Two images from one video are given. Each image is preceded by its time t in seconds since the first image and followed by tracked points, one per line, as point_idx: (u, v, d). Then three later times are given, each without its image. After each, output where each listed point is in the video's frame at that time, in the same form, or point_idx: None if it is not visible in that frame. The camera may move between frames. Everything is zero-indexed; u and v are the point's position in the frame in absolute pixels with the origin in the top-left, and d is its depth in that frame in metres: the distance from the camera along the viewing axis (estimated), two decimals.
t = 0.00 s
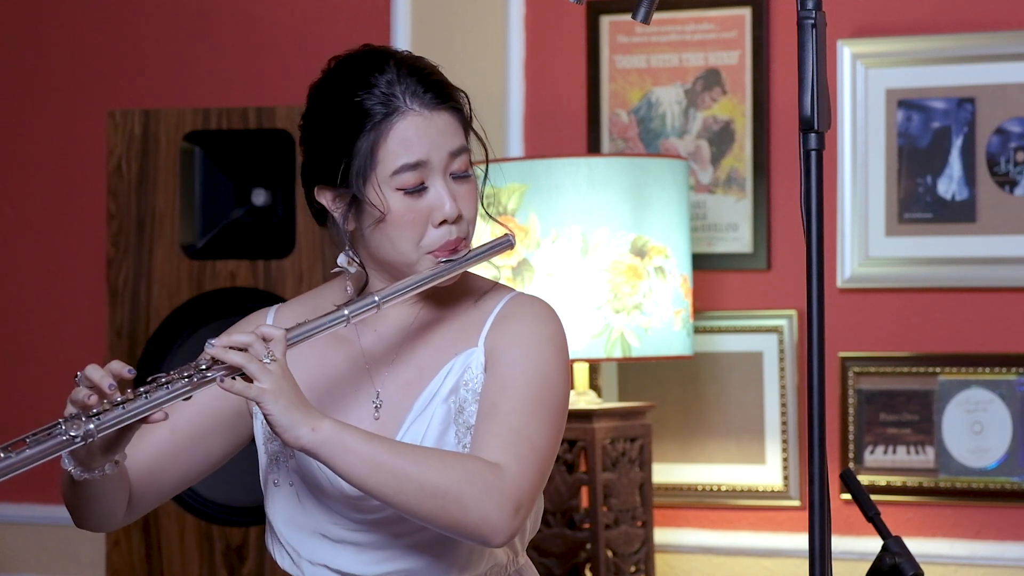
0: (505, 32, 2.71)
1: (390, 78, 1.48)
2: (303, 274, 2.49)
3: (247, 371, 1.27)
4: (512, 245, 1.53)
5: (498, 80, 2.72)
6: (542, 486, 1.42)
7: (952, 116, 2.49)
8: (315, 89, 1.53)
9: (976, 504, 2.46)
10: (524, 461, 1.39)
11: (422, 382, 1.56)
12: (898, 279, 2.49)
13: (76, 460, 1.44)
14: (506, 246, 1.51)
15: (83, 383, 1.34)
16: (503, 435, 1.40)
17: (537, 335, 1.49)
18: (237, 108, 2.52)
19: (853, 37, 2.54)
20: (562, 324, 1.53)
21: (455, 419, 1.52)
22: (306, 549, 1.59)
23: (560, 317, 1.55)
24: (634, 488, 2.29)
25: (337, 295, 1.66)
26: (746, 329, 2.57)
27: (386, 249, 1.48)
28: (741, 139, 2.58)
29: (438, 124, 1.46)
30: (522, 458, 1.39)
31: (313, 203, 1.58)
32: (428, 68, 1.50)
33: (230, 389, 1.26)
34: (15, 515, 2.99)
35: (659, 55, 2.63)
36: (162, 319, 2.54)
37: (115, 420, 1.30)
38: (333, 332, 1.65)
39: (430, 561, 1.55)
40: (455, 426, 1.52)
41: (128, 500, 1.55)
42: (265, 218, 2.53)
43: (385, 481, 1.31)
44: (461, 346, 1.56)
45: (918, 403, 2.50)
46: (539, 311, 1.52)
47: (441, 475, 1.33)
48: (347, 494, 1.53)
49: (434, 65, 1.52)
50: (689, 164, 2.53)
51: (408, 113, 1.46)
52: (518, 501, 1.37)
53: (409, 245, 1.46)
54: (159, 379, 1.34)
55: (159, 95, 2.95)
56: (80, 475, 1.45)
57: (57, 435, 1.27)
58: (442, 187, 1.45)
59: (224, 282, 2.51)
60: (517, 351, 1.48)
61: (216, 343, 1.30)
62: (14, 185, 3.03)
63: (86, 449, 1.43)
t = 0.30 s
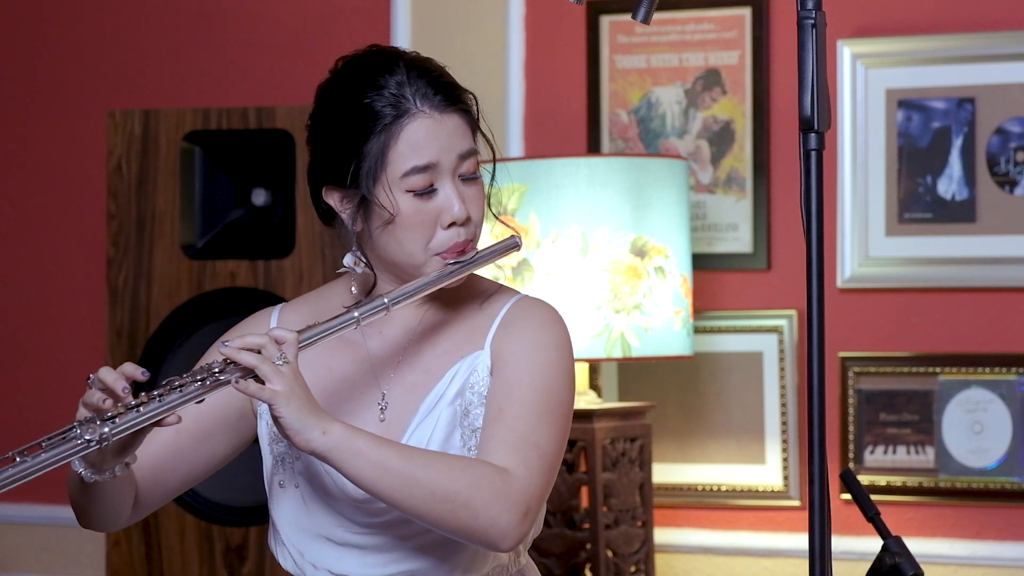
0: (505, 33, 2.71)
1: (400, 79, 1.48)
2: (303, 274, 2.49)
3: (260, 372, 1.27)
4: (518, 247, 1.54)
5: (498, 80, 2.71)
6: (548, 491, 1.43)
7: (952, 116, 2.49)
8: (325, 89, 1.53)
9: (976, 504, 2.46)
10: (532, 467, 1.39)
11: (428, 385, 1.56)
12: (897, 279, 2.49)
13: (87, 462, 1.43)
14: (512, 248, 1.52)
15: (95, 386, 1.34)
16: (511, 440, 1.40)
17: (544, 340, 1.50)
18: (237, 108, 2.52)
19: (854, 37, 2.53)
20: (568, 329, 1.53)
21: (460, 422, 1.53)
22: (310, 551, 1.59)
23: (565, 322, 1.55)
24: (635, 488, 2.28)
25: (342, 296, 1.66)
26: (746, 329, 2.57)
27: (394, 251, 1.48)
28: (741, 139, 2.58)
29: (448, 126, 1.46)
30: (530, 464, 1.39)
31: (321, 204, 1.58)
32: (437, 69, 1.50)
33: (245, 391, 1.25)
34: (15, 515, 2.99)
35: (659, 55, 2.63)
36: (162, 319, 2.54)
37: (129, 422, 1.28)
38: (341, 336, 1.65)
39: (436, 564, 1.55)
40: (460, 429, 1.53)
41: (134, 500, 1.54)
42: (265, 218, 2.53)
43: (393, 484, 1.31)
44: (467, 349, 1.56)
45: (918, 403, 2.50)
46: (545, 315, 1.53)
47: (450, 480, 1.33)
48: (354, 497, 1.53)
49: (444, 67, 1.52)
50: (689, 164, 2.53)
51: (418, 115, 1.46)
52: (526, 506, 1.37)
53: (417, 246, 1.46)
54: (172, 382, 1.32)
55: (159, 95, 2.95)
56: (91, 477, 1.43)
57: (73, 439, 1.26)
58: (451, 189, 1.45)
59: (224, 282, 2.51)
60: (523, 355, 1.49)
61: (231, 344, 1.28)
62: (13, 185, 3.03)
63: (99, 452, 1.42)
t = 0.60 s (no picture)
0: (505, 33, 2.72)
1: (409, 78, 1.48)
2: (303, 274, 2.48)
3: (274, 373, 1.26)
4: (527, 247, 1.53)
5: (498, 80, 2.72)
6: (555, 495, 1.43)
7: (952, 115, 2.49)
8: (334, 90, 1.53)
9: (976, 504, 2.46)
10: (540, 471, 1.40)
11: (435, 387, 1.56)
12: (897, 279, 2.49)
13: (99, 462, 1.41)
14: (520, 248, 1.51)
15: (107, 385, 1.35)
16: (520, 444, 1.41)
17: (552, 344, 1.50)
18: (237, 108, 2.51)
19: (854, 37, 2.54)
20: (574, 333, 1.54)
21: (467, 424, 1.53)
22: (313, 551, 1.59)
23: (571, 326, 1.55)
24: (634, 488, 2.28)
25: (351, 298, 1.66)
26: (746, 329, 2.57)
27: (403, 251, 1.47)
28: (741, 139, 2.58)
29: (456, 126, 1.47)
30: (539, 468, 1.40)
31: (330, 205, 1.58)
32: (445, 70, 1.50)
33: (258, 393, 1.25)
34: (15, 515, 2.99)
35: (659, 55, 2.63)
36: (162, 319, 2.54)
37: (145, 424, 1.28)
38: (348, 337, 1.65)
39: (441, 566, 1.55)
40: (467, 431, 1.53)
41: (141, 497, 1.54)
42: (265, 218, 2.53)
43: (404, 487, 1.31)
44: (475, 352, 1.56)
45: (917, 403, 2.50)
46: (553, 320, 1.53)
47: (460, 484, 1.33)
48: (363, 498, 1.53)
49: (451, 67, 1.53)
50: (689, 164, 2.53)
51: (427, 114, 1.46)
52: (535, 511, 1.38)
53: (426, 245, 1.46)
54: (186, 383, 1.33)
55: (160, 95, 2.95)
56: (102, 476, 1.42)
57: (88, 440, 1.26)
58: (460, 188, 1.45)
59: (224, 282, 2.51)
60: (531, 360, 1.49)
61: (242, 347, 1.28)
62: (14, 184, 3.03)
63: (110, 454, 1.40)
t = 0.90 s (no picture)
0: (505, 33, 2.72)
1: (422, 81, 1.48)
2: (303, 275, 2.48)
3: (291, 381, 1.25)
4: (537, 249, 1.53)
5: (498, 80, 2.72)
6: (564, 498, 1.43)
7: (952, 115, 2.49)
8: (347, 91, 1.53)
9: (976, 504, 2.46)
10: (550, 476, 1.40)
11: (443, 389, 1.56)
12: (897, 279, 2.49)
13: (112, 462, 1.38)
14: (531, 251, 1.51)
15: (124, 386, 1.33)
16: (530, 449, 1.40)
17: (561, 349, 1.49)
18: (237, 108, 2.51)
19: (853, 37, 2.54)
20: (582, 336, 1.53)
21: (474, 427, 1.53)
22: (317, 551, 1.59)
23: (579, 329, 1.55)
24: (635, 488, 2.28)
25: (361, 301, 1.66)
26: (746, 329, 2.57)
27: (414, 254, 1.48)
28: (741, 139, 2.58)
29: (469, 130, 1.46)
30: (549, 474, 1.40)
31: (341, 206, 1.58)
32: (459, 73, 1.50)
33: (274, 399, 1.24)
34: (15, 515, 2.99)
35: (659, 55, 2.63)
36: (162, 319, 2.54)
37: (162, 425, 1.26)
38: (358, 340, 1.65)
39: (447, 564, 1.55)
40: (474, 434, 1.53)
41: (147, 495, 1.54)
42: (264, 218, 2.53)
43: (417, 492, 1.31)
44: (483, 355, 1.55)
45: (918, 403, 2.50)
46: (562, 324, 1.52)
47: (472, 488, 1.33)
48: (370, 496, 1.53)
49: (464, 70, 1.52)
50: (689, 164, 2.53)
51: (441, 118, 1.46)
52: (545, 516, 1.38)
53: (437, 248, 1.46)
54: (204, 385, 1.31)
55: (160, 95, 2.95)
56: (116, 477, 1.39)
57: (108, 441, 1.24)
58: (472, 192, 1.45)
59: (224, 282, 2.50)
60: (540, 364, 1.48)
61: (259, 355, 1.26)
62: (14, 185, 3.03)
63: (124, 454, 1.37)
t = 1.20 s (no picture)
0: (505, 34, 2.72)
1: (433, 77, 1.48)
2: (303, 275, 2.48)
3: (307, 372, 1.25)
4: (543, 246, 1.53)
5: (498, 80, 2.72)
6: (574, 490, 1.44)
7: (952, 116, 2.49)
8: (356, 86, 1.53)
9: (976, 504, 2.46)
10: (562, 467, 1.41)
11: (449, 387, 1.55)
12: (897, 279, 2.49)
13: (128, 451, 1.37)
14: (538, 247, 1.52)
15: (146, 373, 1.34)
16: (541, 441, 1.41)
17: (569, 344, 1.49)
18: (237, 108, 2.51)
19: (854, 37, 2.53)
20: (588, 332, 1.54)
21: (482, 422, 1.52)
22: (323, 548, 1.57)
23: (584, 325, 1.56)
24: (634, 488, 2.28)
25: (367, 299, 1.65)
26: (746, 329, 2.57)
27: (423, 248, 1.47)
28: (741, 139, 2.58)
29: (479, 126, 1.46)
30: (561, 466, 1.41)
31: (348, 202, 1.58)
32: (469, 69, 1.51)
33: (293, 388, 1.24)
34: (15, 515, 2.99)
35: (659, 55, 2.63)
36: (162, 320, 2.53)
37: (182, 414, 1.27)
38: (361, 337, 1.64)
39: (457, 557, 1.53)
40: (482, 429, 1.52)
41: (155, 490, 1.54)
42: (264, 217, 2.54)
43: (433, 482, 1.31)
44: (489, 352, 1.55)
45: (918, 403, 2.50)
46: (568, 320, 1.53)
47: (488, 479, 1.33)
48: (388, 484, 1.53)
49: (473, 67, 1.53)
50: (689, 164, 2.53)
51: (451, 113, 1.46)
52: (558, 508, 1.38)
53: (447, 243, 1.45)
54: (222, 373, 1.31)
55: (160, 94, 2.95)
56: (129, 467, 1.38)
57: (129, 428, 1.25)
58: (482, 187, 1.45)
59: (224, 282, 2.51)
60: (549, 360, 1.48)
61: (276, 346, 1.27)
62: (14, 185, 3.03)
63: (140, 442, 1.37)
